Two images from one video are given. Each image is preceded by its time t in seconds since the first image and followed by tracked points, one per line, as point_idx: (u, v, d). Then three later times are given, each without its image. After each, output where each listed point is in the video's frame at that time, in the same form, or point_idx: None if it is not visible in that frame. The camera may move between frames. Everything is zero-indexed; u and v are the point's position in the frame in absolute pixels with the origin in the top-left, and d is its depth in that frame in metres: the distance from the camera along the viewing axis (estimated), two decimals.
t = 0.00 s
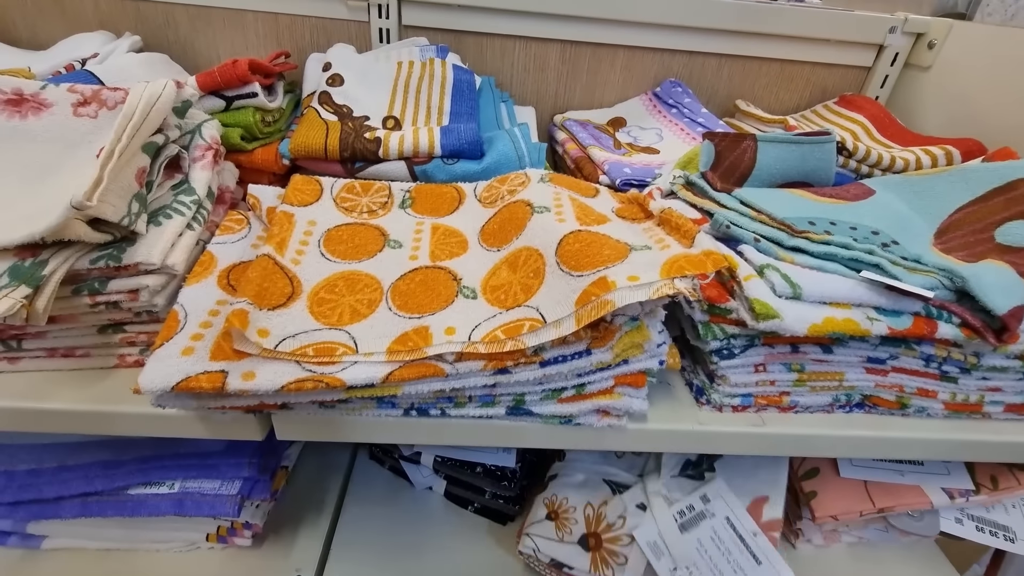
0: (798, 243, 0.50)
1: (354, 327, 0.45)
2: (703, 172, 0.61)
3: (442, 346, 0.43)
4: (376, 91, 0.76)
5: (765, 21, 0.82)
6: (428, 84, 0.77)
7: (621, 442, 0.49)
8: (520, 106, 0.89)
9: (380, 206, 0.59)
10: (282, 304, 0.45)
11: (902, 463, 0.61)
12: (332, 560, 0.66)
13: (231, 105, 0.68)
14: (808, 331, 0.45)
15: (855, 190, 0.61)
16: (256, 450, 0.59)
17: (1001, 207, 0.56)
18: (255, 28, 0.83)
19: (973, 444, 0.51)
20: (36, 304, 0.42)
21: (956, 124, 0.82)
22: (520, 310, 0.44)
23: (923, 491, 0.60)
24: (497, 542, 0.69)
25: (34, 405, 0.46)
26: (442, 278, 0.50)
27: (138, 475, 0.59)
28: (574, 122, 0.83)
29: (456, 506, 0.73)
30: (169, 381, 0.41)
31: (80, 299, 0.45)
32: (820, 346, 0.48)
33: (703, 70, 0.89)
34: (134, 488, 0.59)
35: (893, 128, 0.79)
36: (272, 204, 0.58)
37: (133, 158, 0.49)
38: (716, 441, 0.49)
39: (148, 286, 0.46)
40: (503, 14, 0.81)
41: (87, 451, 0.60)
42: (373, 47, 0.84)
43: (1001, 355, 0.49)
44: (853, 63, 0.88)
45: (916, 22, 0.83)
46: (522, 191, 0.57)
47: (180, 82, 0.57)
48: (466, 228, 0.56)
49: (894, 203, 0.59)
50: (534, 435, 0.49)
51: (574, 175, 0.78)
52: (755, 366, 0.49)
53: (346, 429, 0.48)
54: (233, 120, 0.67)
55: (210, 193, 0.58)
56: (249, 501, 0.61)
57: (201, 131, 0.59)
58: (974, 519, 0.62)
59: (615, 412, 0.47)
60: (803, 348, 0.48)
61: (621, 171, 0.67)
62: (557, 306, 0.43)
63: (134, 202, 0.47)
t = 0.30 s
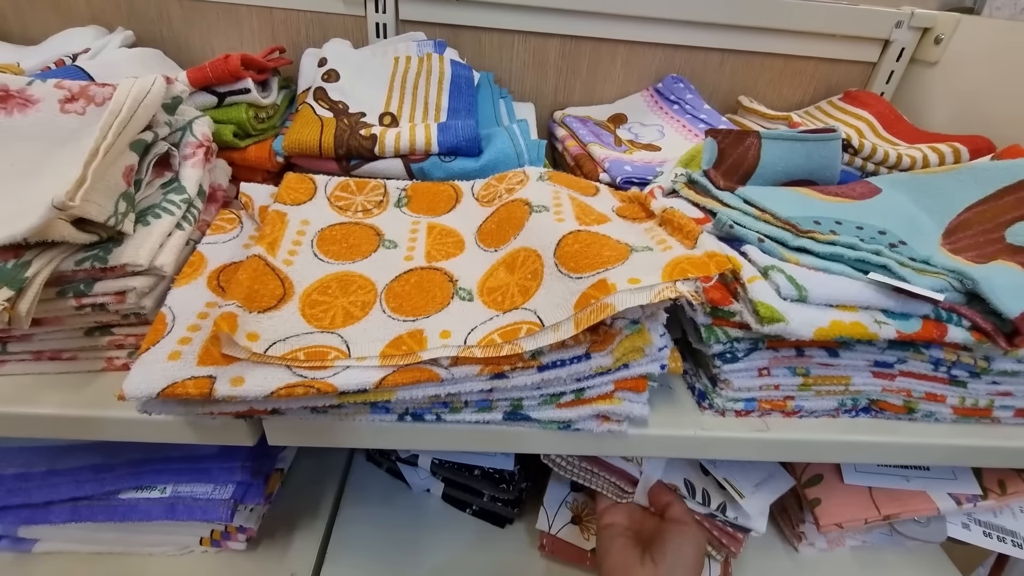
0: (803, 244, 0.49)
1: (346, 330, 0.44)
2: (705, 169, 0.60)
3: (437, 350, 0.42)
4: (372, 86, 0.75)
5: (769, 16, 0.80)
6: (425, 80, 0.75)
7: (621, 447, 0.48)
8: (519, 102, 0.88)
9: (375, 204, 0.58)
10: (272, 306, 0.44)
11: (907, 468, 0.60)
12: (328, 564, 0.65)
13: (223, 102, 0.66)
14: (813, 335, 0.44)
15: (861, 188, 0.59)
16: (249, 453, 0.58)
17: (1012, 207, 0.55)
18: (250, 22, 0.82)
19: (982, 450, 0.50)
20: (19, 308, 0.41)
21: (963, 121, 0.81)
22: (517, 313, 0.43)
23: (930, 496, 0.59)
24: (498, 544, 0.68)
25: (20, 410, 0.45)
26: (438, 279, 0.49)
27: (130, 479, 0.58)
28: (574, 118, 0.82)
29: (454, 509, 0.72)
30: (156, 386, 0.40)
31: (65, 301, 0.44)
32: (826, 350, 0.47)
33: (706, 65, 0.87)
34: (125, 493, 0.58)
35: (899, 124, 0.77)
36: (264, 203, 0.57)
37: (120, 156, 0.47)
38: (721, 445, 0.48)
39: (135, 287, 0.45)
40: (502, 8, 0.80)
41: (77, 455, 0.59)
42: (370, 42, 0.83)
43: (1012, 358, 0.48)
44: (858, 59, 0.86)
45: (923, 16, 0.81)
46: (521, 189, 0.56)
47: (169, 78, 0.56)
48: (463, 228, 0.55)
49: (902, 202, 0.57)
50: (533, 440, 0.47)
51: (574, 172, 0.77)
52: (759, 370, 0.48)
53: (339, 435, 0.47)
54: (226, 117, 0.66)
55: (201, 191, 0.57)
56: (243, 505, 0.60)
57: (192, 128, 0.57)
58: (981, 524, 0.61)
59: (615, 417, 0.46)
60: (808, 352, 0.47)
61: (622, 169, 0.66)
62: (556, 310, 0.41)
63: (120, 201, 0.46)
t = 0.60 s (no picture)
0: (813, 243, 0.48)
1: (345, 331, 0.43)
2: (711, 166, 0.59)
3: (438, 352, 0.41)
4: (372, 82, 0.74)
5: (776, 9, 0.79)
6: (426, 75, 0.74)
7: (627, 451, 0.47)
8: (521, 97, 0.87)
9: (375, 202, 0.57)
10: (270, 307, 0.43)
11: (916, 472, 0.59)
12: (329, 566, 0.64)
13: (220, 98, 0.65)
14: (824, 337, 0.43)
15: (871, 185, 0.58)
16: (248, 454, 0.57)
17: None
18: (248, 16, 0.80)
19: (995, 454, 0.49)
20: (11, 309, 0.40)
21: (973, 116, 0.79)
22: (520, 314, 0.42)
23: (940, 501, 0.58)
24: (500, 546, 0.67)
25: (14, 413, 0.44)
26: (439, 279, 0.48)
27: (128, 480, 0.57)
28: (578, 114, 0.80)
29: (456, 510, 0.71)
30: (151, 391, 0.39)
31: (59, 302, 0.43)
32: (836, 352, 0.46)
33: (711, 59, 0.86)
34: (123, 494, 0.58)
35: (907, 120, 0.76)
36: (263, 200, 0.56)
37: (114, 153, 0.46)
38: (727, 449, 0.47)
39: (130, 288, 0.44)
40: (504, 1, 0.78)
41: (75, 456, 0.58)
42: (370, 36, 0.81)
43: None
44: (866, 52, 0.85)
45: (933, 9, 0.80)
46: (523, 187, 0.55)
47: (164, 73, 0.55)
48: (464, 226, 0.54)
49: (914, 199, 0.56)
50: (537, 444, 0.47)
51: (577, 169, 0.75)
52: (767, 372, 0.47)
53: (337, 439, 0.46)
54: (224, 112, 0.64)
55: (198, 189, 0.56)
56: (242, 507, 0.59)
57: (189, 124, 0.56)
58: (990, 527, 0.60)
59: (620, 420, 0.45)
60: (818, 354, 0.46)
61: (626, 166, 0.65)
62: (560, 311, 0.40)
63: (115, 199, 0.45)
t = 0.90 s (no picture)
0: (819, 246, 0.47)
1: (345, 337, 0.42)
2: (716, 167, 0.58)
3: (440, 359, 0.40)
4: (372, 81, 0.73)
5: (780, 7, 0.78)
6: (427, 74, 0.73)
7: (630, 458, 0.47)
8: (523, 96, 0.86)
9: (376, 204, 0.56)
10: (269, 312, 0.43)
11: (921, 477, 0.58)
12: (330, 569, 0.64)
13: (219, 97, 0.65)
14: (831, 343, 0.42)
15: (877, 186, 0.57)
16: (248, 458, 0.57)
17: None
18: (247, 14, 0.80)
19: (1003, 460, 0.49)
20: (6, 315, 0.40)
21: (980, 116, 0.78)
22: (522, 320, 0.42)
23: (945, 508, 0.57)
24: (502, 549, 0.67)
25: (12, 418, 0.44)
26: (441, 283, 0.47)
27: (127, 484, 0.57)
28: (580, 113, 0.79)
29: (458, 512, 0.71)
30: (149, 397, 0.39)
31: (55, 307, 0.43)
32: (842, 357, 0.46)
33: (715, 58, 0.85)
34: (122, 499, 0.57)
35: (913, 119, 0.75)
36: (261, 202, 0.55)
37: (111, 155, 0.46)
38: (732, 455, 0.46)
39: (127, 293, 0.43)
40: None
41: (73, 460, 0.57)
42: (370, 34, 0.81)
43: None
44: (872, 51, 0.84)
45: (940, 7, 0.79)
46: (525, 188, 0.54)
47: (162, 73, 0.54)
48: (466, 228, 0.53)
49: (921, 201, 0.55)
50: (539, 450, 0.46)
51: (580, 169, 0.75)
52: (773, 378, 0.46)
53: (338, 445, 0.45)
54: (222, 113, 0.64)
55: (196, 190, 0.55)
56: (242, 511, 0.58)
57: (186, 125, 0.56)
58: (996, 532, 0.60)
59: (624, 426, 0.45)
60: (824, 359, 0.46)
61: (629, 166, 0.64)
62: (563, 317, 0.40)
63: (112, 202, 0.44)
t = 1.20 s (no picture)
0: (811, 244, 0.48)
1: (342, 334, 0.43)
2: (711, 166, 0.58)
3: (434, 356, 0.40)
4: (370, 80, 0.73)
5: (776, 6, 0.78)
6: (425, 73, 0.74)
7: (624, 453, 0.47)
8: (521, 95, 0.86)
9: (373, 202, 0.57)
10: (268, 309, 0.43)
11: (913, 473, 0.59)
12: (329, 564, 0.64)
13: (218, 97, 0.65)
14: (823, 339, 0.43)
15: (871, 184, 0.58)
16: (248, 454, 0.58)
17: None
18: (246, 13, 0.80)
19: (994, 455, 0.49)
20: (9, 312, 0.40)
21: (976, 114, 0.79)
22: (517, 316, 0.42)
23: (938, 503, 0.58)
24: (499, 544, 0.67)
25: (16, 413, 0.44)
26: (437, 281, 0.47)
27: (127, 480, 0.57)
28: (578, 112, 0.80)
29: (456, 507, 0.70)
30: (150, 393, 0.40)
31: (57, 304, 0.43)
32: (835, 354, 0.46)
33: (712, 56, 0.85)
34: (124, 494, 0.58)
35: (909, 118, 0.76)
36: (260, 201, 0.56)
37: (110, 154, 0.46)
38: (726, 450, 0.47)
39: (128, 290, 0.44)
40: None
41: (75, 455, 0.58)
42: (369, 33, 0.81)
43: None
44: (868, 49, 0.84)
45: (936, 5, 0.79)
46: (522, 186, 0.55)
47: (161, 72, 0.54)
48: (462, 226, 0.54)
49: (915, 199, 0.55)
50: (535, 445, 0.46)
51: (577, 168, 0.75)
52: (765, 373, 0.47)
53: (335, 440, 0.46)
54: (221, 112, 0.64)
55: (196, 189, 0.56)
56: (241, 506, 0.59)
57: (186, 124, 0.56)
58: (989, 527, 0.60)
59: (618, 421, 0.45)
60: (817, 355, 0.46)
61: (626, 165, 0.65)
62: (557, 314, 0.41)
63: (112, 201, 0.45)
